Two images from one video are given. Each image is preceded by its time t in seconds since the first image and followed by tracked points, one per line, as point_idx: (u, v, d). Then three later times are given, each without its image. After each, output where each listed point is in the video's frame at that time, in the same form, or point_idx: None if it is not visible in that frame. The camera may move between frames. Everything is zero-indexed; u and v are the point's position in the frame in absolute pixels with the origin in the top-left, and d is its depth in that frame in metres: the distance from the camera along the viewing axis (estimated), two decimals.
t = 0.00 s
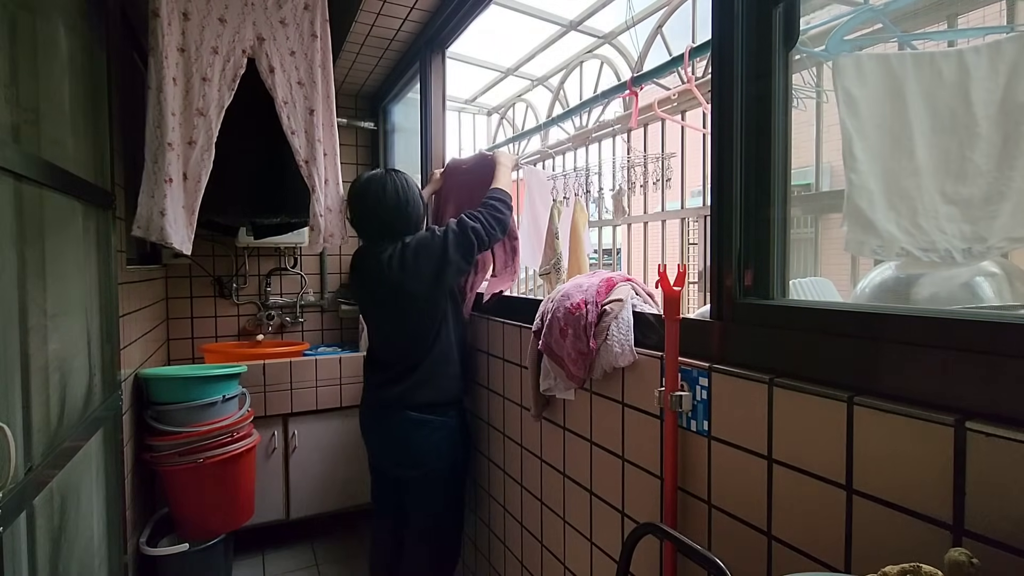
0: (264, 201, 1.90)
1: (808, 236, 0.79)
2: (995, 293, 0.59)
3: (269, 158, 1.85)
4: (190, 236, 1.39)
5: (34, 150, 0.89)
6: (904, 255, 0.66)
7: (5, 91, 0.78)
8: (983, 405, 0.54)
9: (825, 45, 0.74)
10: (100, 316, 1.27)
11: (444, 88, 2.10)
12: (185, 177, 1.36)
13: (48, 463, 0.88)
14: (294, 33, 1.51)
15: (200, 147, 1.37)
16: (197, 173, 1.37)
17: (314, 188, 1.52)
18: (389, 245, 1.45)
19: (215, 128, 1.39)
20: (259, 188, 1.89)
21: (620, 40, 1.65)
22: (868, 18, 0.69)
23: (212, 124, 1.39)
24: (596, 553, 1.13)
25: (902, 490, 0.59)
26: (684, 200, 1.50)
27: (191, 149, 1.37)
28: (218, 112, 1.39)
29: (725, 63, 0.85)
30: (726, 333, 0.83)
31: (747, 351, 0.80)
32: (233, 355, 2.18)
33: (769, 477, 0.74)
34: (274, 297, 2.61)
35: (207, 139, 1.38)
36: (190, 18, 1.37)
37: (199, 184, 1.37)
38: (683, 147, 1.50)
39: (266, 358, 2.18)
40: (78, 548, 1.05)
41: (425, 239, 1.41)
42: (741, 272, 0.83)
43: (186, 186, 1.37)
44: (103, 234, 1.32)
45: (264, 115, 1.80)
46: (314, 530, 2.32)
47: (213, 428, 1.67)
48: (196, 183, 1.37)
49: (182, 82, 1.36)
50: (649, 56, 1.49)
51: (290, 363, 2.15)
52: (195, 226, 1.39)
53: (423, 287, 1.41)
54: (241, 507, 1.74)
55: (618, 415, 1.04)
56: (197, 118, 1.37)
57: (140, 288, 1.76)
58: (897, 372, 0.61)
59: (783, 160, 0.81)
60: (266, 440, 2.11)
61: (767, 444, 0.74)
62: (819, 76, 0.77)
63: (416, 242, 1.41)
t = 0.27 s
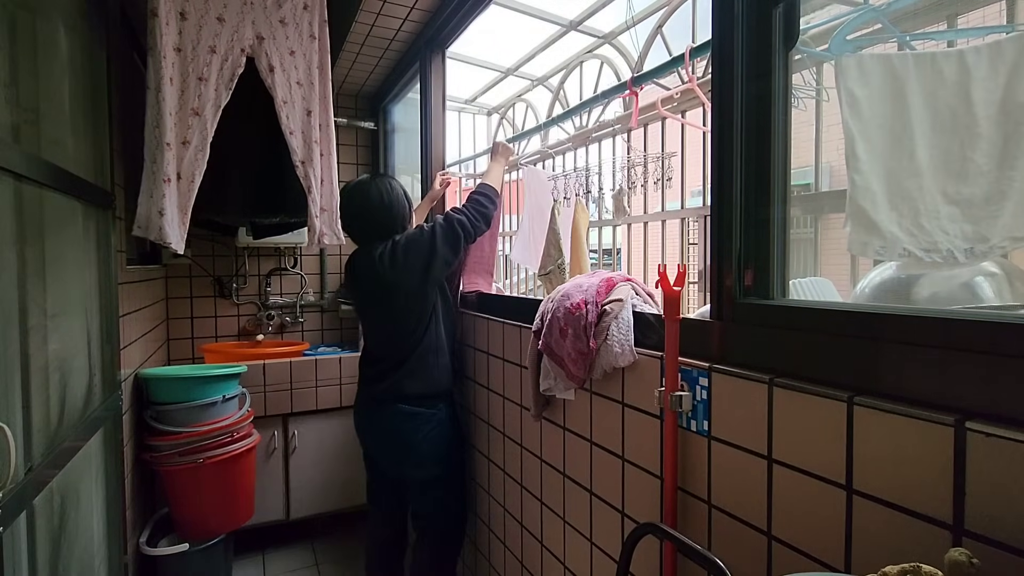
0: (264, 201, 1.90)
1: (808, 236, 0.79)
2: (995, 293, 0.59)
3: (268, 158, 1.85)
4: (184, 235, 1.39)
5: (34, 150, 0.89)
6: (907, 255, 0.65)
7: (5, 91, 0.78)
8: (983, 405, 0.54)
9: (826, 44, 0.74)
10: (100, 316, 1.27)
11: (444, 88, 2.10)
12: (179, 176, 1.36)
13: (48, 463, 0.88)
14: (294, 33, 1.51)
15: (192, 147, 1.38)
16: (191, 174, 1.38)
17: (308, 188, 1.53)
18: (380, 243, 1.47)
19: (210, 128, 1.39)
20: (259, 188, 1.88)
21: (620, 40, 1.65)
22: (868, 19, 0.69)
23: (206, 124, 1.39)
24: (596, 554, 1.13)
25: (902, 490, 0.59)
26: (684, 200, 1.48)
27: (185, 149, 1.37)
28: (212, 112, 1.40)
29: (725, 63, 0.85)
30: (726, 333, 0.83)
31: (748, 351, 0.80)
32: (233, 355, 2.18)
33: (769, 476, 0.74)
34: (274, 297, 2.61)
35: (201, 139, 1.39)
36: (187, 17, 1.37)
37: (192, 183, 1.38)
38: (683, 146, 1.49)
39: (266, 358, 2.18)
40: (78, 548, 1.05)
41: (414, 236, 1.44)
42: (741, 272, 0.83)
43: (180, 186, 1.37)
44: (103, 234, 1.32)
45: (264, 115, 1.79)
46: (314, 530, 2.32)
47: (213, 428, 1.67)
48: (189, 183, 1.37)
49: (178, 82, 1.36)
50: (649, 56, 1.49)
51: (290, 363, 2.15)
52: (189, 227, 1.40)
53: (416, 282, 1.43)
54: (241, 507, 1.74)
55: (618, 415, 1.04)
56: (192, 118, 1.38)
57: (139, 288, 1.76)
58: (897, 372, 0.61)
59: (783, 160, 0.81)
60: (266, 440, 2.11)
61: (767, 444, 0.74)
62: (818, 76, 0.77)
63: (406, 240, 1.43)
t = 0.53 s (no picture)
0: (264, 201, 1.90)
1: (808, 236, 0.79)
2: (995, 293, 0.59)
3: (268, 158, 1.85)
4: (188, 235, 1.39)
5: (34, 150, 0.89)
6: (891, 255, 0.66)
7: (5, 91, 0.78)
8: (983, 405, 0.54)
9: (824, 44, 0.74)
10: (100, 316, 1.27)
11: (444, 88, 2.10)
12: (183, 178, 1.37)
13: (48, 463, 0.88)
14: (295, 33, 1.51)
15: (199, 148, 1.37)
16: (196, 176, 1.37)
17: (313, 189, 1.52)
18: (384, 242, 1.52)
19: (214, 129, 1.39)
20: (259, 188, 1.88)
21: (620, 40, 1.65)
22: (868, 18, 0.69)
23: (212, 125, 1.38)
24: (596, 554, 1.13)
25: (902, 490, 0.59)
26: (684, 200, 1.49)
27: (190, 150, 1.37)
28: (216, 113, 1.39)
29: (725, 63, 0.85)
30: (726, 333, 0.83)
31: (748, 351, 0.80)
32: (233, 355, 2.18)
33: (769, 476, 0.74)
34: (274, 297, 2.61)
35: (205, 140, 1.38)
36: (190, 19, 1.37)
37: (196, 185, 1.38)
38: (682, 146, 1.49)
39: (266, 358, 2.18)
40: (78, 548, 1.05)
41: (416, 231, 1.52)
42: (741, 272, 0.83)
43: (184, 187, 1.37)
44: (103, 234, 1.32)
45: (264, 115, 1.79)
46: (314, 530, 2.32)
47: (213, 428, 1.67)
48: (194, 184, 1.38)
49: (179, 83, 1.36)
50: (649, 56, 1.49)
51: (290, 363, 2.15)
52: (194, 227, 1.39)
53: (421, 273, 1.48)
54: (241, 507, 1.74)
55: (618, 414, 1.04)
56: (197, 120, 1.37)
57: (140, 288, 1.77)
58: (897, 372, 0.61)
59: (783, 160, 0.81)
60: (266, 440, 2.11)
61: (767, 443, 0.74)
62: (818, 76, 0.77)
63: (412, 234, 1.51)
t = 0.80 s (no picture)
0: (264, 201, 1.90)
1: (808, 236, 0.79)
2: (995, 293, 0.59)
3: (269, 158, 1.85)
4: (193, 236, 1.38)
5: (34, 150, 0.88)
6: (895, 255, 0.66)
7: (5, 91, 0.78)
8: (983, 405, 0.54)
9: (825, 44, 0.74)
10: (100, 316, 1.27)
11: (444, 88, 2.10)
12: (187, 179, 1.36)
13: (48, 463, 0.88)
14: (296, 34, 1.51)
15: (202, 148, 1.37)
16: (200, 176, 1.37)
17: (315, 189, 1.52)
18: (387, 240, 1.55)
19: (217, 129, 1.38)
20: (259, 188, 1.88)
21: (620, 40, 1.67)
22: (868, 18, 0.69)
23: (214, 126, 1.38)
24: (596, 553, 1.13)
25: (902, 490, 0.59)
26: (684, 200, 1.50)
27: (194, 150, 1.37)
28: (219, 113, 1.39)
29: (725, 62, 0.85)
30: (726, 333, 0.83)
31: (748, 351, 0.80)
32: (233, 355, 2.18)
33: (769, 477, 0.74)
34: (274, 297, 2.61)
35: (210, 140, 1.38)
36: (191, 19, 1.37)
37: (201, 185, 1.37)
38: (682, 147, 1.51)
39: (266, 358, 2.18)
40: (78, 548, 1.05)
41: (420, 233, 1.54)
42: (741, 272, 0.83)
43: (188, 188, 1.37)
44: (103, 234, 1.32)
45: (264, 115, 1.79)
46: (314, 530, 2.32)
47: (213, 428, 1.67)
48: (199, 184, 1.37)
49: (182, 84, 1.36)
50: (649, 56, 1.49)
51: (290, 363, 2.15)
52: (199, 227, 1.39)
53: (422, 273, 1.52)
54: (241, 507, 1.74)
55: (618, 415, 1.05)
56: (199, 120, 1.37)
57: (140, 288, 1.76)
58: (898, 372, 0.61)
59: (783, 160, 0.81)
60: (266, 440, 2.11)
61: (767, 444, 0.74)
62: (819, 76, 0.77)
63: (417, 237, 1.53)
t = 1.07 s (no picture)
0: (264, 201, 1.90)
1: (808, 236, 0.79)
2: (995, 293, 0.59)
3: (269, 158, 1.85)
4: (193, 236, 1.39)
5: (34, 150, 0.88)
6: (899, 255, 0.66)
7: (5, 91, 0.78)
8: (983, 405, 0.54)
9: (824, 45, 0.74)
10: (101, 316, 1.27)
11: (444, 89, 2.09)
12: (187, 177, 1.36)
13: (48, 462, 0.87)
14: (297, 33, 1.51)
15: (202, 146, 1.37)
16: (200, 174, 1.37)
17: (317, 187, 1.52)
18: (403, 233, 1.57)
19: (217, 129, 1.38)
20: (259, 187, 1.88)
21: (620, 40, 1.68)
22: (867, 18, 0.69)
23: (214, 124, 1.38)
24: (596, 553, 1.13)
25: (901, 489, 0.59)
26: (684, 200, 1.52)
27: (194, 150, 1.37)
28: (219, 112, 1.39)
29: (725, 62, 0.85)
30: (726, 333, 0.83)
31: (747, 351, 0.80)
32: (232, 355, 2.18)
33: (769, 476, 0.74)
34: (274, 297, 2.61)
35: (208, 140, 1.38)
36: (192, 18, 1.37)
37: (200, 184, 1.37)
38: (682, 147, 1.53)
39: (266, 358, 2.18)
40: (78, 548, 1.05)
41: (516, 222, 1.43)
42: (741, 272, 0.83)
43: (187, 187, 1.37)
44: (103, 234, 1.32)
45: (264, 115, 1.79)
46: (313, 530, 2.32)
47: (213, 428, 1.67)
48: (198, 183, 1.37)
49: (182, 83, 1.36)
50: (649, 56, 1.49)
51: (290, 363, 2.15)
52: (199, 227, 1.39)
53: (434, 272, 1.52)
54: (241, 507, 1.74)
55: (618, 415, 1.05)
56: (199, 119, 1.37)
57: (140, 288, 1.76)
58: (898, 372, 0.61)
59: (783, 160, 0.81)
60: (266, 440, 2.11)
61: (767, 443, 0.74)
62: (818, 76, 0.77)
63: (498, 233, 1.41)
